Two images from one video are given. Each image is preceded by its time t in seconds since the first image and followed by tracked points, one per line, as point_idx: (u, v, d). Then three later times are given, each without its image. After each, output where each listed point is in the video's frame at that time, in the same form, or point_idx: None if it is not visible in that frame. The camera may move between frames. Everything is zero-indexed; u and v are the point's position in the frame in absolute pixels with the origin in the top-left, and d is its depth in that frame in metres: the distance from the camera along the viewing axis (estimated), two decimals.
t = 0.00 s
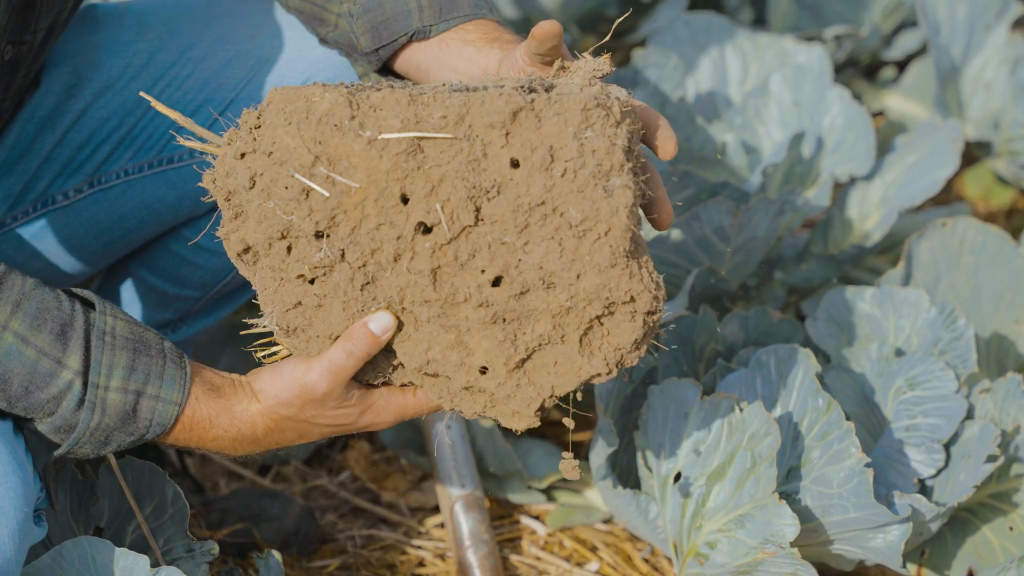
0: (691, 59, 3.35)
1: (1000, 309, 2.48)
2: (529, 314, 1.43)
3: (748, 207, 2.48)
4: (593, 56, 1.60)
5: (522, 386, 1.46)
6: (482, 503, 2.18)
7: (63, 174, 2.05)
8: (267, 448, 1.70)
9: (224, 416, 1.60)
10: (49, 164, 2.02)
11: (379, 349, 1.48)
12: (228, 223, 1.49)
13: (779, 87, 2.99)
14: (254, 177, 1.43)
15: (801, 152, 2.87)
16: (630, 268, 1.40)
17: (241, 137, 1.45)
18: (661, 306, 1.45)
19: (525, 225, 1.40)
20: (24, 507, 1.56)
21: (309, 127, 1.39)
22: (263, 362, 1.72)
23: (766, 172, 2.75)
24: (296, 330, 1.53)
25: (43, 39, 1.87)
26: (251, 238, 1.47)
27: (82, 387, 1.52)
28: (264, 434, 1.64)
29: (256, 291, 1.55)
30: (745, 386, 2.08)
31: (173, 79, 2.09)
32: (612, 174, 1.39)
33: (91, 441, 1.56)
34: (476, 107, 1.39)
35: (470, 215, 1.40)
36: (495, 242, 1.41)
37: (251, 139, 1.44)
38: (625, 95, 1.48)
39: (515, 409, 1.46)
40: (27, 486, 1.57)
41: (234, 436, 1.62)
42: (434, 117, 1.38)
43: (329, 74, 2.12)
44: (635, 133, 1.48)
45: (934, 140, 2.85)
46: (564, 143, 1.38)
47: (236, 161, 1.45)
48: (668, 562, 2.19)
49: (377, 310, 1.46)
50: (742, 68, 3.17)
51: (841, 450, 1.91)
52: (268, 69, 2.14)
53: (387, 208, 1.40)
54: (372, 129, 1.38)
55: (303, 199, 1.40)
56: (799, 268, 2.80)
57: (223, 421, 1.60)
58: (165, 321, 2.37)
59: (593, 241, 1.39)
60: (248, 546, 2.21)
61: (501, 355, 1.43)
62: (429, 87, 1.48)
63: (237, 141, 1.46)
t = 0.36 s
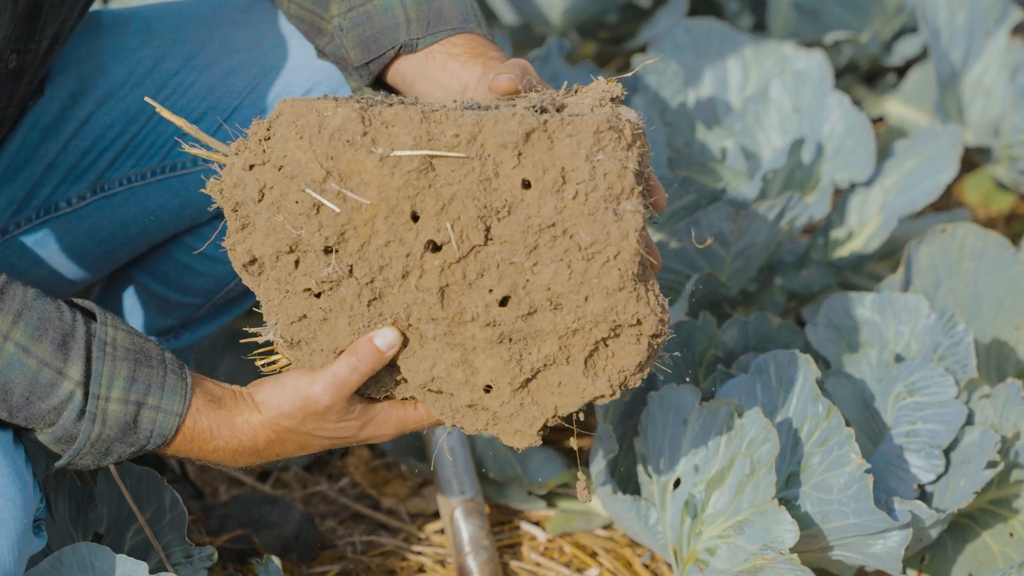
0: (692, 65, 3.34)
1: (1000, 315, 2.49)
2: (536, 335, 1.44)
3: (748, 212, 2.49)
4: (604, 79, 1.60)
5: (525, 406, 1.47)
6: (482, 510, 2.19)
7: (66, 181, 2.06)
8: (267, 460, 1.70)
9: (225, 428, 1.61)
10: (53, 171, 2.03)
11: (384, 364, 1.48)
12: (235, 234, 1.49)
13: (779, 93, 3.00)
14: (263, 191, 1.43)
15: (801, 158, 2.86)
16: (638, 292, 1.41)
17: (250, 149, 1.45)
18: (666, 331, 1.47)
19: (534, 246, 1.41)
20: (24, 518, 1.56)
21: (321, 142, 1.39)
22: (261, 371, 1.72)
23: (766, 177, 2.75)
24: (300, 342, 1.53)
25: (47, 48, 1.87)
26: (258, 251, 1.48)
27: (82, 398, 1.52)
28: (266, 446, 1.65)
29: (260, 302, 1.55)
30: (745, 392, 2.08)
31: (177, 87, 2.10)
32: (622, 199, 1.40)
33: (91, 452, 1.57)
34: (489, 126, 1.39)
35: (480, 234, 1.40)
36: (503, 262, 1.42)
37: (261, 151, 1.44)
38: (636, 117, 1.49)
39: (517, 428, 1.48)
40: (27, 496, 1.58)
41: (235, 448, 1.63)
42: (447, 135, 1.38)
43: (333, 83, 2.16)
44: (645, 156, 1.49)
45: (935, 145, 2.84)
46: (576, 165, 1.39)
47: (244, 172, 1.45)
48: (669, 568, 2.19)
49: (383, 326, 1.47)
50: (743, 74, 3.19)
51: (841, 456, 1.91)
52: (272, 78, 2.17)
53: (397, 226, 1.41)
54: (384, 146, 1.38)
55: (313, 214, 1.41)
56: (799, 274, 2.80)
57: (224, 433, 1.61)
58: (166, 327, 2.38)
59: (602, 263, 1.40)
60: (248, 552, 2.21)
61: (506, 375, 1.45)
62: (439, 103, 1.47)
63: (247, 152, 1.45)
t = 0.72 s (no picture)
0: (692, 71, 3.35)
1: (1000, 320, 2.48)
2: (545, 350, 1.45)
3: (748, 217, 2.50)
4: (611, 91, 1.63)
5: (535, 420, 1.49)
6: (482, 514, 2.19)
7: (75, 188, 2.09)
8: (276, 472, 1.70)
9: (234, 440, 1.61)
10: (63, 178, 2.06)
11: (394, 379, 1.49)
12: (242, 251, 1.49)
13: (779, 98, 3.01)
14: (271, 209, 1.43)
15: (801, 163, 2.85)
16: (646, 306, 1.42)
17: (257, 166, 1.45)
18: (674, 344, 1.48)
19: (543, 262, 1.41)
20: (30, 531, 1.56)
21: (329, 160, 1.39)
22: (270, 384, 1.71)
23: (766, 182, 2.75)
24: (309, 358, 1.53)
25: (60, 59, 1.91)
26: (266, 268, 1.47)
27: (92, 409, 1.53)
28: (275, 459, 1.65)
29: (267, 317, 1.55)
30: (745, 398, 2.07)
31: (188, 95, 2.14)
32: (630, 214, 1.41)
33: (100, 463, 1.57)
34: (496, 143, 1.39)
35: (488, 250, 1.41)
36: (512, 278, 1.43)
37: (267, 168, 1.44)
38: (643, 131, 1.49)
39: (527, 442, 1.50)
40: (33, 507, 1.58)
41: (244, 461, 1.63)
42: (454, 152, 1.38)
43: (340, 94, 2.22)
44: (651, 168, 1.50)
45: (935, 150, 2.85)
46: (584, 182, 1.40)
47: (251, 190, 1.44)
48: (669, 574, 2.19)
49: (393, 342, 1.48)
50: (742, 83, 3.19)
51: (840, 460, 1.90)
52: (283, 88, 2.20)
53: (406, 243, 1.41)
54: (391, 163, 1.38)
55: (321, 233, 1.40)
56: (799, 279, 2.80)
57: (233, 444, 1.61)
58: (172, 334, 2.38)
59: (610, 279, 1.40)
60: (248, 557, 2.23)
61: (516, 390, 1.46)
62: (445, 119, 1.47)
63: (253, 170, 1.45)
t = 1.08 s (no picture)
0: (692, 74, 3.28)
1: (1000, 323, 2.49)
2: (553, 356, 1.46)
3: (748, 220, 2.49)
4: (611, 93, 1.65)
5: (544, 425, 1.50)
6: (482, 517, 2.19)
7: (82, 190, 2.10)
8: (285, 480, 1.71)
9: (243, 449, 1.62)
10: (70, 180, 2.07)
11: (403, 388, 1.50)
12: (246, 264, 1.49)
13: (779, 102, 3.02)
14: (274, 223, 1.43)
15: (801, 166, 2.87)
16: (652, 310, 1.43)
17: (260, 179, 1.44)
18: (680, 345, 1.49)
19: (548, 270, 1.42)
20: (39, 540, 1.57)
21: (332, 173, 1.38)
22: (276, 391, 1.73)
23: (766, 186, 2.75)
24: (316, 368, 1.53)
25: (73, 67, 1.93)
26: (271, 281, 1.47)
27: (101, 418, 1.53)
28: (284, 467, 1.66)
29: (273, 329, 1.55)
30: (744, 400, 2.08)
31: (195, 98, 2.15)
32: (635, 220, 1.41)
33: (110, 473, 1.57)
34: (499, 152, 1.39)
35: (494, 260, 1.41)
36: (517, 285, 1.43)
37: (270, 181, 1.43)
38: (644, 135, 1.49)
39: (536, 447, 1.51)
40: (42, 518, 1.58)
41: (253, 469, 1.63)
42: (457, 162, 1.38)
43: (348, 98, 2.24)
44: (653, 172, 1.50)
45: (934, 152, 2.85)
46: (588, 188, 1.40)
47: (252, 204, 1.44)
48: None
49: (400, 351, 1.48)
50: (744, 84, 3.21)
51: (840, 464, 1.90)
52: (291, 92, 2.23)
53: (411, 254, 1.41)
54: (394, 174, 1.38)
55: (326, 246, 1.41)
56: (799, 282, 2.81)
57: (242, 453, 1.62)
58: (176, 336, 2.39)
59: (616, 284, 1.42)
60: (248, 561, 2.22)
61: (524, 397, 1.47)
62: (445, 127, 1.48)
63: (255, 183, 1.44)
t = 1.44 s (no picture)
0: (692, 76, 3.26)
1: (1000, 325, 2.49)
2: (555, 346, 1.47)
3: (748, 222, 2.50)
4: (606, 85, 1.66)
5: (546, 415, 1.51)
6: (482, 519, 2.20)
7: (81, 192, 2.10)
8: (288, 478, 1.71)
9: (246, 448, 1.62)
10: (70, 182, 2.08)
11: (404, 381, 1.49)
12: (246, 260, 1.48)
13: (779, 104, 3.03)
14: (275, 218, 1.42)
15: (801, 168, 2.88)
16: (653, 298, 1.45)
17: (258, 176, 1.44)
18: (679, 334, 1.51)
19: (550, 260, 1.43)
20: (41, 546, 1.57)
21: (333, 168, 1.39)
22: (273, 390, 1.72)
23: (766, 187, 2.75)
24: (317, 364, 1.53)
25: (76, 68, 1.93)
26: (271, 277, 1.47)
27: (104, 420, 1.53)
28: (287, 465, 1.66)
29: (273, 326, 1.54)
30: (744, 402, 2.07)
31: (195, 100, 2.16)
32: (635, 209, 1.43)
33: (113, 474, 1.57)
34: (499, 145, 1.40)
35: (495, 251, 1.42)
36: (519, 276, 1.44)
37: (270, 178, 1.43)
38: (639, 124, 1.51)
39: (538, 437, 1.52)
40: (43, 523, 1.58)
41: (256, 468, 1.63)
42: (458, 155, 1.39)
43: (349, 100, 2.24)
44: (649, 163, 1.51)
45: (934, 154, 2.85)
46: (588, 178, 1.41)
47: (252, 200, 1.43)
48: None
49: (402, 344, 1.48)
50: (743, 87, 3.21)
51: (841, 466, 1.91)
52: (290, 94, 2.22)
53: (413, 247, 1.41)
54: (394, 168, 1.39)
55: (328, 240, 1.41)
56: (799, 284, 2.81)
57: (245, 453, 1.62)
58: (176, 338, 2.39)
59: (617, 273, 1.43)
60: (248, 564, 2.21)
61: (527, 387, 1.48)
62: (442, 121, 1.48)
63: (254, 179, 1.44)
